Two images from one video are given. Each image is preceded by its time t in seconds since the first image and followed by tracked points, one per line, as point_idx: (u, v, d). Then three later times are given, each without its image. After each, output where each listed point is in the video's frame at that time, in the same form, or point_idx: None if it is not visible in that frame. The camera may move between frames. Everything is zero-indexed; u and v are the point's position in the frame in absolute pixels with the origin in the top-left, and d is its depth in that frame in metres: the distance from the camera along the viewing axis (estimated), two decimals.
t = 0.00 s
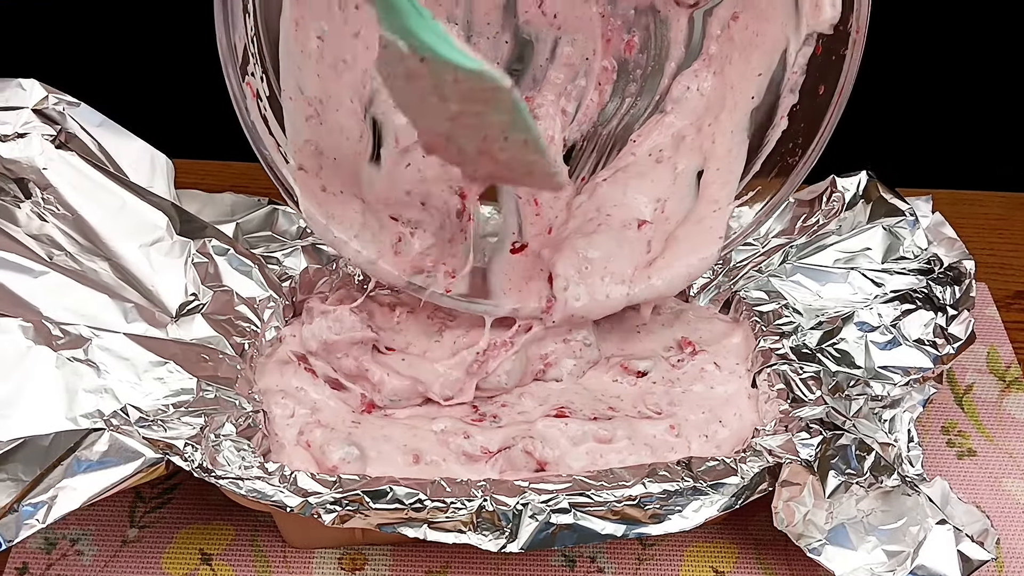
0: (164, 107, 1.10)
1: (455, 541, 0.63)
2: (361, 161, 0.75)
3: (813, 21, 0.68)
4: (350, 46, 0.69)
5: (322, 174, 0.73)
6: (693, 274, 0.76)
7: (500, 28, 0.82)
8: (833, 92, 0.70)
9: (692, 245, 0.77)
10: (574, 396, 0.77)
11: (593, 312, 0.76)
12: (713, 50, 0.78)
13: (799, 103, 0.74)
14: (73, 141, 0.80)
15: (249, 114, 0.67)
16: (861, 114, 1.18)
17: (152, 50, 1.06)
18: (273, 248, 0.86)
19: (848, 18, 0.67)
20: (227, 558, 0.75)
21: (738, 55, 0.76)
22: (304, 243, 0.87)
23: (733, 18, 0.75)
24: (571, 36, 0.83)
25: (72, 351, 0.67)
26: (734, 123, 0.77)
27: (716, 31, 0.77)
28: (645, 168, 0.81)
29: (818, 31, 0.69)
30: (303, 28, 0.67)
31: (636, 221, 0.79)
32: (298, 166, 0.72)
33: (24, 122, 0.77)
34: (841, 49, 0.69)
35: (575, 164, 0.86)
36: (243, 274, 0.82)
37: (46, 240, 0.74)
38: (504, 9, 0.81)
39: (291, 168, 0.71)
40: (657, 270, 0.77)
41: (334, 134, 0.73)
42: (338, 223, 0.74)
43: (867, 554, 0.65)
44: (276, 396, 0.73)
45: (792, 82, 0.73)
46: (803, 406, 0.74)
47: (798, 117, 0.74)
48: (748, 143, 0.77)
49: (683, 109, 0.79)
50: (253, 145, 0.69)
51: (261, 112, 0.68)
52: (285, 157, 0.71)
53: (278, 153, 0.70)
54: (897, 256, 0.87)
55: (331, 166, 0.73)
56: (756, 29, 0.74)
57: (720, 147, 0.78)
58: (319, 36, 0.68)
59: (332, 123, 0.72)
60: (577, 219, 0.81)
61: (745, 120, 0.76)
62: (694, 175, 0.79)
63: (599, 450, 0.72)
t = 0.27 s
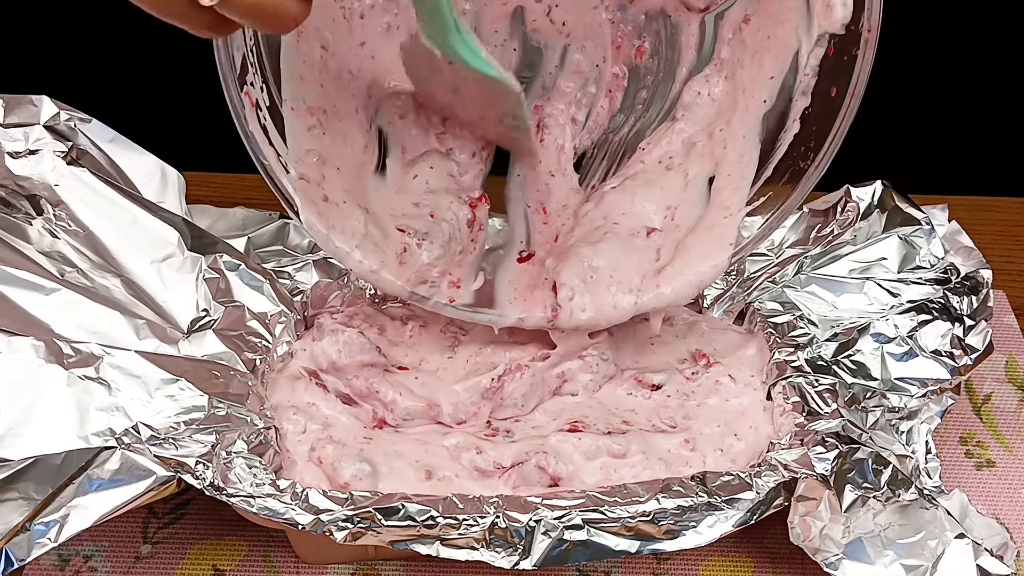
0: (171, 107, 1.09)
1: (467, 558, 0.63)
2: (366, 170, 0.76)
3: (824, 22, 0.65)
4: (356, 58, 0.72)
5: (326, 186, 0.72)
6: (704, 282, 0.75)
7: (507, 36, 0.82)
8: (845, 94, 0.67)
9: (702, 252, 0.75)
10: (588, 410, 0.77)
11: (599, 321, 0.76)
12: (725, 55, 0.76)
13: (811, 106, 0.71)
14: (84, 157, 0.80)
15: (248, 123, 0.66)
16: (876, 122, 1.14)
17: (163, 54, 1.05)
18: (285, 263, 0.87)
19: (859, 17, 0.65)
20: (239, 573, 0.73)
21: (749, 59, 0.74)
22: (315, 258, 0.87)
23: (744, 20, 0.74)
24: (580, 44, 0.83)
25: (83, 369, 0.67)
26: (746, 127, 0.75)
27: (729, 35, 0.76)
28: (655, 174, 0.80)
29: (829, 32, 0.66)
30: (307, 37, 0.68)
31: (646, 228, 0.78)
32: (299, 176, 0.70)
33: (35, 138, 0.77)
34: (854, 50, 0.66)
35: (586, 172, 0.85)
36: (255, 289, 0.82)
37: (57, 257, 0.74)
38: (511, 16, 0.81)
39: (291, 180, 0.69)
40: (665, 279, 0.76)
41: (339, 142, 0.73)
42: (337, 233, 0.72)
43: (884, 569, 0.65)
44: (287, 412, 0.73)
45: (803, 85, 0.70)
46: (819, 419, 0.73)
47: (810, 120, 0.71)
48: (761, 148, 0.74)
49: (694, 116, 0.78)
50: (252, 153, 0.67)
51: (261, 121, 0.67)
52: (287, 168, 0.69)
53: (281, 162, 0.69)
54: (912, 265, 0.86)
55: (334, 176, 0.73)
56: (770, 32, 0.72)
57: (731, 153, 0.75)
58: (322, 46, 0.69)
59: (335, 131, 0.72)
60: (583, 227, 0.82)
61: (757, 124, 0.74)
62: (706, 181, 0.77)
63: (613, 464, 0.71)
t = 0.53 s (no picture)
0: (170, 110, 1.09)
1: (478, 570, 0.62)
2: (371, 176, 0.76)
3: (821, 26, 0.67)
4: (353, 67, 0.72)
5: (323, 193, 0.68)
6: (703, 286, 0.76)
7: (506, 43, 0.83)
8: (841, 98, 0.68)
9: (704, 257, 0.76)
10: (599, 419, 0.77)
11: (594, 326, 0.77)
12: (722, 57, 0.76)
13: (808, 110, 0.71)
14: (93, 170, 0.80)
15: (248, 135, 0.68)
16: (890, 123, 1.13)
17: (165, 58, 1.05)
18: (293, 273, 0.86)
19: (853, 22, 0.66)
20: None
21: (747, 61, 0.74)
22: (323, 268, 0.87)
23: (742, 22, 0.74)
24: (579, 48, 0.83)
25: (92, 384, 0.67)
26: (745, 130, 0.75)
27: (726, 37, 0.75)
28: (651, 179, 0.80)
29: (826, 37, 0.68)
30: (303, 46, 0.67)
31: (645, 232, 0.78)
32: (300, 187, 0.69)
33: (42, 153, 0.77)
34: (848, 54, 0.67)
35: (586, 176, 0.85)
36: (263, 300, 0.81)
37: (65, 271, 0.74)
38: (511, 22, 0.82)
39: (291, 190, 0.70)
40: (665, 283, 0.76)
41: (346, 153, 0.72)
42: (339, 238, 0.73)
43: None
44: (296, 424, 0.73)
45: (801, 89, 0.71)
46: (832, 427, 0.73)
47: (807, 124, 0.72)
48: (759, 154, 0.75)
49: (691, 120, 0.78)
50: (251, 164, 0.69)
51: (261, 133, 0.69)
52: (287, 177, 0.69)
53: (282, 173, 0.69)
54: (924, 270, 0.86)
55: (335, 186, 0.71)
56: (767, 35, 0.72)
57: (728, 157, 0.76)
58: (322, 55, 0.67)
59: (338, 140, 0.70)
60: (581, 231, 0.81)
61: (756, 128, 0.74)
62: (705, 185, 0.78)
63: (624, 475, 0.71)
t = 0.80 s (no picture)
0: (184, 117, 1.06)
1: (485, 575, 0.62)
2: (399, 172, 0.74)
3: (857, 6, 0.67)
4: (382, 60, 0.70)
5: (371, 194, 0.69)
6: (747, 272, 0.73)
7: (533, 37, 0.80)
8: (884, 77, 0.68)
9: (738, 244, 0.74)
10: (606, 422, 0.76)
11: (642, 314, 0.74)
12: (753, 45, 0.75)
13: (846, 92, 0.71)
14: (96, 172, 0.80)
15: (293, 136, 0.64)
16: (898, 121, 1.12)
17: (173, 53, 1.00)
18: (297, 275, 0.86)
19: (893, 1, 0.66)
20: None
21: (779, 49, 0.73)
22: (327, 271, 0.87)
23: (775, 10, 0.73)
24: (605, 42, 0.81)
25: (96, 389, 0.66)
26: (779, 116, 0.74)
27: (756, 25, 0.74)
28: (687, 168, 0.78)
29: (864, 18, 0.67)
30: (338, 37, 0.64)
31: (681, 221, 0.76)
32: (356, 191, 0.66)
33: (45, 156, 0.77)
34: (889, 34, 0.67)
35: (616, 168, 0.83)
36: (268, 303, 0.81)
37: (69, 274, 0.74)
38: (537, 17, 0.79)
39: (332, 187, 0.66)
40: (708, 269, 0.74)
41: (381, 149, 0.70)
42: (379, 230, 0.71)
43: None
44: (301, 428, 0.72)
45: (839, 70, 0.70)
46: (840, 429, 0.72)
47: (846, 106, 0.71)
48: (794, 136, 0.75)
49: (723, 109, 0.76)
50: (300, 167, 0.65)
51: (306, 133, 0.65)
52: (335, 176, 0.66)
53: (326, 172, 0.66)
54: (933, 271, 0.85)
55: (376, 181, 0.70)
56: (797, 21, 0.72)
57: (764, 144, 0.75)
58: (350, 48, 0.65)
59: (369, 136, 0.68)
60: (615, 220, 0.79)
61: (791, 116, 0.74)
62: (740, 172, 0.76)
63: (631, 478, 0.70)
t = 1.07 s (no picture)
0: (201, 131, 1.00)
1: None
2: (497, 173, 0.72)
3: None
4: (470, 67, 0.72)
5: (466, 185, 0.67)
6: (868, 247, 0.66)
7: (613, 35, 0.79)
8: (990, 34, 0.59)
9: (860, 218, 0.67)
10: (615, 422, 0.76)
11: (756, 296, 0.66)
12: (840, 25, 0.71)
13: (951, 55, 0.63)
14: (102, 172, 0.79)
15: (392, 122, 0.59)
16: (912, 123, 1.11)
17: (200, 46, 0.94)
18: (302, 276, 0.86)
19: None
20: None
21: (868, 23, 0.68)
22: (333, 271, 0.87)
23: None
24: (687, 36, 0.79)
25: (105, 386, 0.66)
26: (877, 90, 0.68)
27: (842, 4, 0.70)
28: (783, 153, 0.73)
29: None
30: (426, 46, 0.66)
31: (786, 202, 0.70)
32: (441, 177, 0.65)
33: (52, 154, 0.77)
34: None
35: (709, 161, 0.79)
36: (272, 303, 0.80)
37: (75, 272, 0.74)
38: (618, 16, 0.79)
39: (436, 178, 0.63)
40: (825, 243, 0.67)
41: (466, 146, 0.69)
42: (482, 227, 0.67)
43: None
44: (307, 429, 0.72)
45: (938, 33, 0.63)
46: (847, 429, 0.72)
47: (952, 68, 0.63)
48: (897, 107, 0.67)
49: (814, 91, 0.72)
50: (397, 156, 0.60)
51: (400, 120, 0.60)
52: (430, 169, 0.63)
53: (419, 165, 0.61)
54: (939, 270, 0.85)
55: (472, 178, 0.69)
56: None
57: (864, 118, 0.69)
58: (440, 54, 0.68)
59: (462, 135, 0.69)
60: (714, 209, 0.74)
61: (887, 87, 0.67)
62: (842, 150, 0.70)
63: (639, 477, 0.70)
